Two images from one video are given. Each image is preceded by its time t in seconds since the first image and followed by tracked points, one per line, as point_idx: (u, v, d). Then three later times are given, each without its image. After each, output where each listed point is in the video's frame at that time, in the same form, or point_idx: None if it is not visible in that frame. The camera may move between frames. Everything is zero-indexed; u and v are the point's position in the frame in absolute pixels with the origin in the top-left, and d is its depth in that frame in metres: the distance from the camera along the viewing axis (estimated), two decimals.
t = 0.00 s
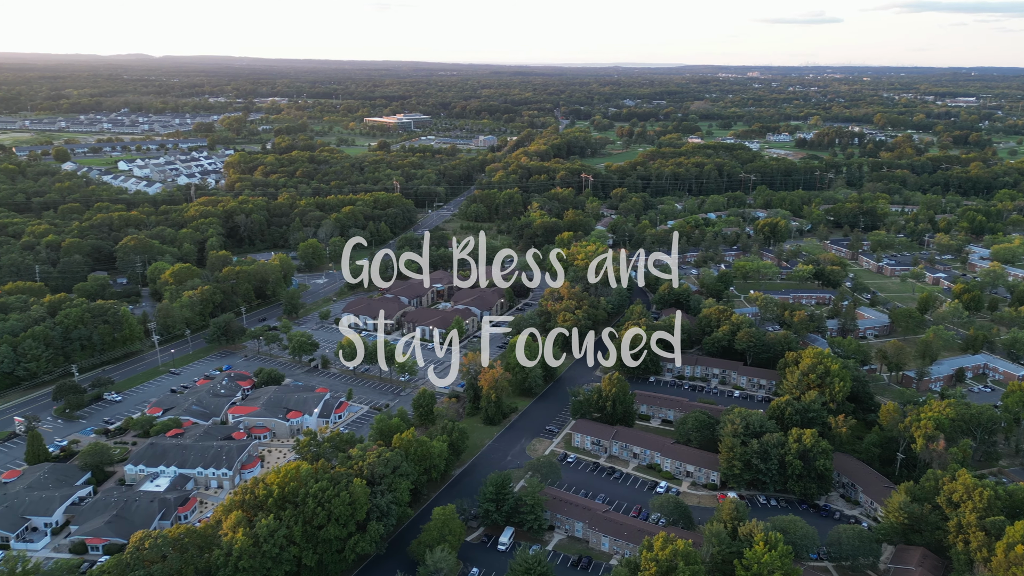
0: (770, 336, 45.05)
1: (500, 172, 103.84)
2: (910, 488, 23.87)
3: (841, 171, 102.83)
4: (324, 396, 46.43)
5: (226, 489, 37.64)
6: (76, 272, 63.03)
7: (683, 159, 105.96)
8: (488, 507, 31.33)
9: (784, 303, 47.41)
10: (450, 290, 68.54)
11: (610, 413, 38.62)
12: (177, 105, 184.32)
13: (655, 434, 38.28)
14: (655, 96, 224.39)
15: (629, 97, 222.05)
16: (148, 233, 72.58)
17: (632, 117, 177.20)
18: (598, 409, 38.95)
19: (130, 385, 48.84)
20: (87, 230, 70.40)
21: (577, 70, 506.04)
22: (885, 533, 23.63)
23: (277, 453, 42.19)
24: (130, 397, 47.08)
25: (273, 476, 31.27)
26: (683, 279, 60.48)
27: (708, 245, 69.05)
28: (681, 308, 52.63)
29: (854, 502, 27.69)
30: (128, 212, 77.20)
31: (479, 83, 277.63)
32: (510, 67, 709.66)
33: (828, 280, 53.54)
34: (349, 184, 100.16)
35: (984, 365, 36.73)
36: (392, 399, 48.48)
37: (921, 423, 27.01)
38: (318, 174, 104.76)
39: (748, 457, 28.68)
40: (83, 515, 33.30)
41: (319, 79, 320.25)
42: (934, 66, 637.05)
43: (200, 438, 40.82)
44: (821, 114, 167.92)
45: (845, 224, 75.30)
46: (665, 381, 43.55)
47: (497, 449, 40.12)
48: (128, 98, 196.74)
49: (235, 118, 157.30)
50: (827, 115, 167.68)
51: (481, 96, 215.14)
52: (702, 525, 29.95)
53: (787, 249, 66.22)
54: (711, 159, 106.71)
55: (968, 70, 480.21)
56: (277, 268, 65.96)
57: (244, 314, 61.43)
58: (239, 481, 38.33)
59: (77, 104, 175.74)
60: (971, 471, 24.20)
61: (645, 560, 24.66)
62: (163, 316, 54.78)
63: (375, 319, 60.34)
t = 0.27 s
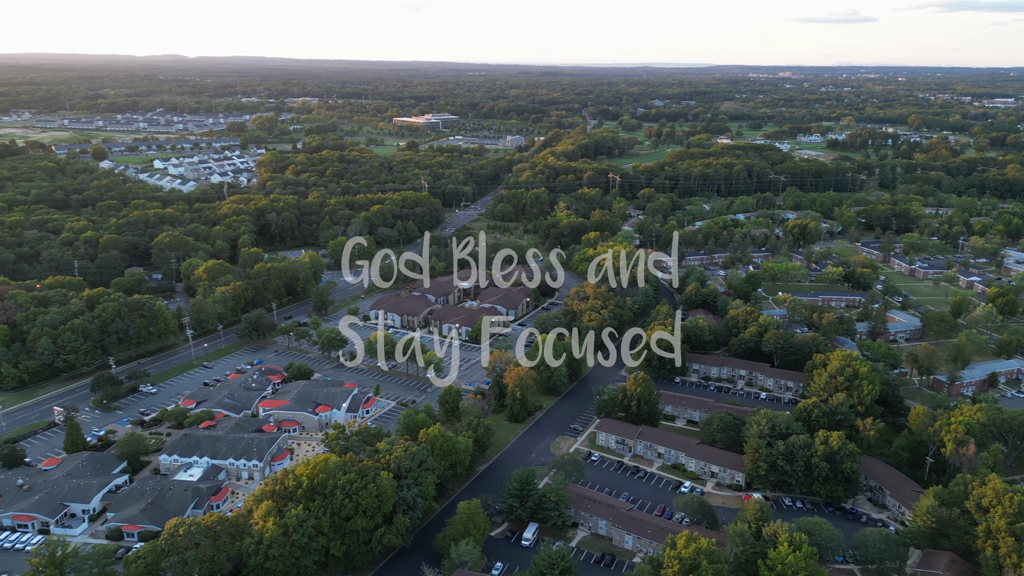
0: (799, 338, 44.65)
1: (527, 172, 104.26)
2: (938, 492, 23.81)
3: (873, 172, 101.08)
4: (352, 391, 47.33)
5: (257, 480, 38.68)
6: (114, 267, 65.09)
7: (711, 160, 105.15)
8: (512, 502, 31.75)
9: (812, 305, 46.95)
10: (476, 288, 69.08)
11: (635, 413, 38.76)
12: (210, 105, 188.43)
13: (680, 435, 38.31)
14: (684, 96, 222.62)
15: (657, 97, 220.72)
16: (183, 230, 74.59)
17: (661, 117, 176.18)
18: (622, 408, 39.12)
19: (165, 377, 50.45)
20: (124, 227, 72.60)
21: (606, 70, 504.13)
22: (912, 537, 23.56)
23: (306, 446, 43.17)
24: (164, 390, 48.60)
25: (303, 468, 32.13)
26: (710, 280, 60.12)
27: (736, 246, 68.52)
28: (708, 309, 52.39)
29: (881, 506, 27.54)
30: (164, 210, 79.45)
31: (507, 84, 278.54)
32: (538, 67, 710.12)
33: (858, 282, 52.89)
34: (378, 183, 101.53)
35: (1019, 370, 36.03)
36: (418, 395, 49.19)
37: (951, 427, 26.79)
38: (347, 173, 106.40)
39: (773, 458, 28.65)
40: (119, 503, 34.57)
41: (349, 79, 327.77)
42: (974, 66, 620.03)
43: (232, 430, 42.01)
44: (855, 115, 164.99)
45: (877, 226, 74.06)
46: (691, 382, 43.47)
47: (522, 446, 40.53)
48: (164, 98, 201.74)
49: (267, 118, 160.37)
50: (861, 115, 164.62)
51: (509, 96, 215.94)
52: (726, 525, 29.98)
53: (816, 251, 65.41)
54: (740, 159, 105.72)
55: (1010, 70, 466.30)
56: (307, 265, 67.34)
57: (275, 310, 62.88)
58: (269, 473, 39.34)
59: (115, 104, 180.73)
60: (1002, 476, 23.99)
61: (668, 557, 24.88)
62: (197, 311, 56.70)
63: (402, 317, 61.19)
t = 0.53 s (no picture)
0: (826, 340, 44.30)
1: (553, 172, 104.47)
2: (966, 496, 23.78)
3: (905, 174, 99.28)
4: (379, 387, 48.13)
5: (285, 473, 39.62)
6: (148, 263, 66.95)
7: (739, 161, 104.21)
8: (535, 499, 32.14)
9: (841, 307, 46.48)
10: (501, 287, 69.51)
11: (658, 412, 38.84)
12: (242, 105, 192.07)
13: (704, 435, 38.32)
14: (712, 96, 220.58)
15: (684, 98, 218.95)
16: (215, 227, 76.38)
17: (688, 117, 174.90)
18: (647, 408, 39.25)
19: (197, 371, 51.91)
20: (159, 224, 74.60)
21: (633, 70, 501.44)
22: (939, 541, 23.53)
23: (334, 440, 44.04)
24: (196, 383, 50.01)
25: (330, 460, 32.91)
26: (736, 281, 59.72)
27: (764, 248, 67.91)
28: (734, 310, 52.13)
29: (908, 509, 27.39)
30: (197, 208, 81.39)
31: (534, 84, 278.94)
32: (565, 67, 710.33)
33: (888, 285, 52.21)
34: (405, 183, 102.66)
35: None
36: (444, 392, 49.82)
37: (980, 432, 26.61)
38: (375, 173, 107.75)
39: (798, 460, 28.59)
40: (153, 492, 35.76)
41: (377, 79, 332.64)
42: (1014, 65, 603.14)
43: (262, 423, 43.11)
44: (887, 115, 161.96)
45: (908, 228, 72.87)
46: (716, 382, 43.30)
47: (545, 443, 40.86)
48: (197, 98, 206.21)
49: (297, 118, 162.91)
50: (893, 116, 161.42)
51: (535, 97, 216.19)
52: (749, 526, 30.01)
53: (845, 253, 64.60)
54: (768, 160, 104.59)
55: None
56: (335, 263, 68.53)
57: (303, 307, 64.13)
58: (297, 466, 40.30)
59: (150, 104, 185.24)
60: None
61: (690, 554, 25.07)
62: (228, 307, 57.97)
63: (428, 315, 61.95)
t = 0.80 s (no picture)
0: (848, 342, 44.06)
1: (574, 172, 104.58)
2: (989, 499, 23.73)
3: (932, 175, 97.82)
4: (400, 383, 48.80)
5: (308, 466, 40.43)
6: (174, 260, 68.47)
7: (762, 161, 103.38)
8: (554, 495, 32.48)
9: (863, 309, 46.14)
10: (521, 286, 69.87)
11: (678, 412, 38.94)
12: (266, 105, 194.78)
13: (723, 435, 38.35)
14: (735, 97, 218.78)
15: (706, 98, 217.42)
16: (240, 225, 77.79)
17: (710, 118, 173.76)
18: (666, 408, 39.35)
19: (223, 365, 53.06)
20: (186, 222, 76.18)
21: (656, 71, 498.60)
22: (960, 544, 23.52)
23: (355, 434, 44.79)
24: (221, 377, 51.16)
25: (353, 454, 33.54)
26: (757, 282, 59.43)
27: (786, 249, 67.45)
28: (755, 311, 51.92)
29: (930, 512, 27.29)
30: (222, 206, 82.91)
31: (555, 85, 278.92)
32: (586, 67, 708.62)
33: (912, 287, 51.70)
34: (426, 182, 103.48)
35: None
36: (464, 389, 50.35)
37: (1004, 435, 26.46)
38: (396, 172, 108.76)
39: (819, 461, 28.57)
40: (180, 483, 36.78)
41: (399, 79, 335.45)
42: None
43: (286, 417, 44.00)
44: (914, 116, 159.40)
45: (934, 230, 71.90)
46: (736, 383, 43.23)
47: (564, 441, 41.18)
48: (222, 98, 209.56)
49: (320, 117, 164.83)
50: (920, 117, 158.78)
51: (556, 97, 216.20)
52: (768, 526, 30.05)
53: (869, 254, 63.94)
54: (792, 161, 103.65)
55: None
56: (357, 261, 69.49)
57: (326, 304, 65.13)
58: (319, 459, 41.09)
59: (177, 104, 188.72)
60: None
61: (708, 552, 25.25)
62: (252, 303, 59.11)
63: (448, 313, 62.58)
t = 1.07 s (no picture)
0: (866, 343, 43.86)
1: (591, 172, 104.66)
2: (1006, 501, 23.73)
3: (954, 177, 96.61)
4: (417, 380, 49.33)
5: (326, 460, 41.12)
6: (196, 258, 69.69)
7: (781, 162, 102.67)
8: (569, 492, 32.78)
9: (882, 310, 45.86)
10: (537, 286, 70.18)
11: (694, 411, 39.03)
12: (286, 105, 196.99)
13: (739, 435, 38.38)
14: (754, 97, 217.22)
15: (725, 98, 216.02)
16: (261, 223, 78.99)
17: (729, 118, 172.77)
18: (682, 408, 39.44)
19: (243, 361, 54.03)
20: (207, 220, 77.51)
21: (674, 70, 497.54)
22: (977, 546, 23.54)
23: (373, 430, 45.43)
24: (242, 373, 52.12)
25: (371, 449, 34.06)
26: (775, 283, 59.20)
27: (805, 250, 67.08)
28: (772, 312, 51.76)
29: (947, 514, 27.26)
30: (243, 205, 84.18)
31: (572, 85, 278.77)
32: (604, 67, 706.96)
33: (932, 289, 51.30)
34: (444, 182, 104.19)
35: None
36: (481, 386, 50.82)
37: None
38: (414, 172, 109.59)
39: (835, 461, 28.55)
40: (201, 475, 37.62)
41: (417, 79, 337.19)
42: None
43: (305, 412, 44.76)
44: (937, 116, 157.20)
45: (956, 232, 71.13)
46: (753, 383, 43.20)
47: (580, 439, 41.46)
48: (243, 98, 212.34)
49: (340, 117, 166.39)
50: (944, 117, 156.48)
51: (574, 97, 216.14)
52: (783, 526, 30.11)
53: (889, 256, 63.43)
54: (811, 162, 102.83)
55: None
56: (375, 259, 70.27)
57: (345, 302, 65.93)
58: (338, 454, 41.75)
59: (199, 104, 191.57)
60: None
61: (722, 550, 25.39)
62: (273, 301, 60.07)
63: (465, 311, 63.09)
